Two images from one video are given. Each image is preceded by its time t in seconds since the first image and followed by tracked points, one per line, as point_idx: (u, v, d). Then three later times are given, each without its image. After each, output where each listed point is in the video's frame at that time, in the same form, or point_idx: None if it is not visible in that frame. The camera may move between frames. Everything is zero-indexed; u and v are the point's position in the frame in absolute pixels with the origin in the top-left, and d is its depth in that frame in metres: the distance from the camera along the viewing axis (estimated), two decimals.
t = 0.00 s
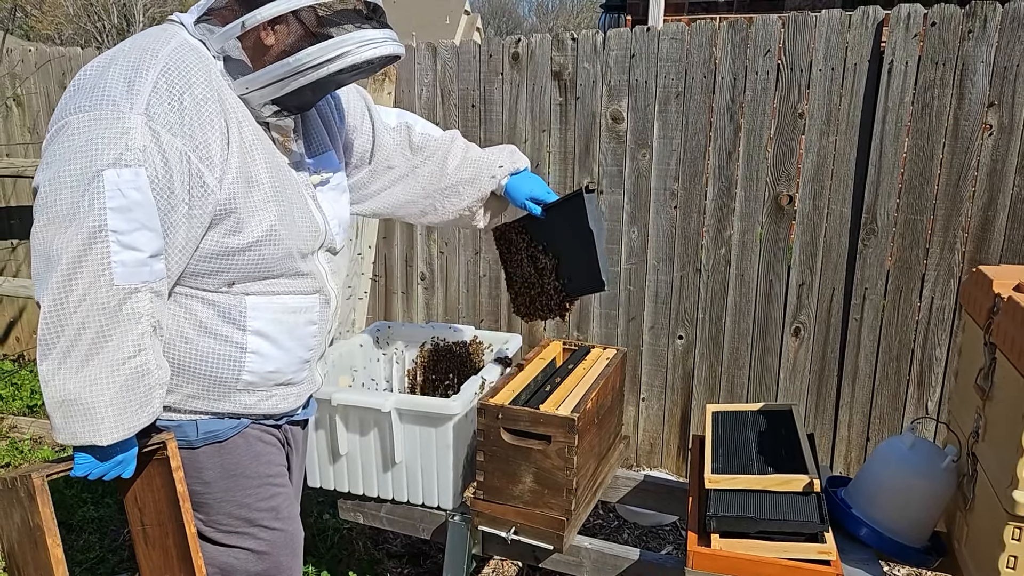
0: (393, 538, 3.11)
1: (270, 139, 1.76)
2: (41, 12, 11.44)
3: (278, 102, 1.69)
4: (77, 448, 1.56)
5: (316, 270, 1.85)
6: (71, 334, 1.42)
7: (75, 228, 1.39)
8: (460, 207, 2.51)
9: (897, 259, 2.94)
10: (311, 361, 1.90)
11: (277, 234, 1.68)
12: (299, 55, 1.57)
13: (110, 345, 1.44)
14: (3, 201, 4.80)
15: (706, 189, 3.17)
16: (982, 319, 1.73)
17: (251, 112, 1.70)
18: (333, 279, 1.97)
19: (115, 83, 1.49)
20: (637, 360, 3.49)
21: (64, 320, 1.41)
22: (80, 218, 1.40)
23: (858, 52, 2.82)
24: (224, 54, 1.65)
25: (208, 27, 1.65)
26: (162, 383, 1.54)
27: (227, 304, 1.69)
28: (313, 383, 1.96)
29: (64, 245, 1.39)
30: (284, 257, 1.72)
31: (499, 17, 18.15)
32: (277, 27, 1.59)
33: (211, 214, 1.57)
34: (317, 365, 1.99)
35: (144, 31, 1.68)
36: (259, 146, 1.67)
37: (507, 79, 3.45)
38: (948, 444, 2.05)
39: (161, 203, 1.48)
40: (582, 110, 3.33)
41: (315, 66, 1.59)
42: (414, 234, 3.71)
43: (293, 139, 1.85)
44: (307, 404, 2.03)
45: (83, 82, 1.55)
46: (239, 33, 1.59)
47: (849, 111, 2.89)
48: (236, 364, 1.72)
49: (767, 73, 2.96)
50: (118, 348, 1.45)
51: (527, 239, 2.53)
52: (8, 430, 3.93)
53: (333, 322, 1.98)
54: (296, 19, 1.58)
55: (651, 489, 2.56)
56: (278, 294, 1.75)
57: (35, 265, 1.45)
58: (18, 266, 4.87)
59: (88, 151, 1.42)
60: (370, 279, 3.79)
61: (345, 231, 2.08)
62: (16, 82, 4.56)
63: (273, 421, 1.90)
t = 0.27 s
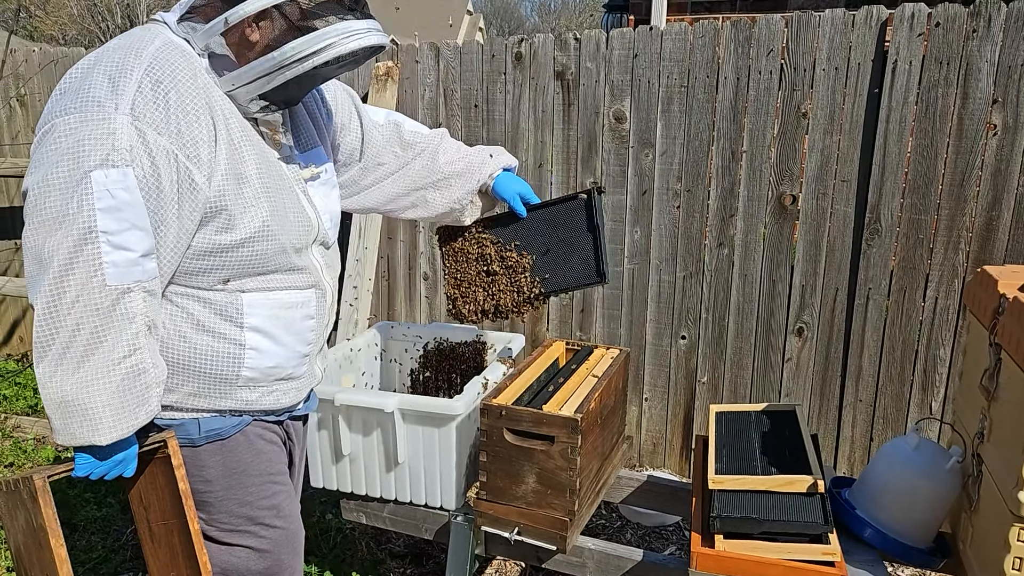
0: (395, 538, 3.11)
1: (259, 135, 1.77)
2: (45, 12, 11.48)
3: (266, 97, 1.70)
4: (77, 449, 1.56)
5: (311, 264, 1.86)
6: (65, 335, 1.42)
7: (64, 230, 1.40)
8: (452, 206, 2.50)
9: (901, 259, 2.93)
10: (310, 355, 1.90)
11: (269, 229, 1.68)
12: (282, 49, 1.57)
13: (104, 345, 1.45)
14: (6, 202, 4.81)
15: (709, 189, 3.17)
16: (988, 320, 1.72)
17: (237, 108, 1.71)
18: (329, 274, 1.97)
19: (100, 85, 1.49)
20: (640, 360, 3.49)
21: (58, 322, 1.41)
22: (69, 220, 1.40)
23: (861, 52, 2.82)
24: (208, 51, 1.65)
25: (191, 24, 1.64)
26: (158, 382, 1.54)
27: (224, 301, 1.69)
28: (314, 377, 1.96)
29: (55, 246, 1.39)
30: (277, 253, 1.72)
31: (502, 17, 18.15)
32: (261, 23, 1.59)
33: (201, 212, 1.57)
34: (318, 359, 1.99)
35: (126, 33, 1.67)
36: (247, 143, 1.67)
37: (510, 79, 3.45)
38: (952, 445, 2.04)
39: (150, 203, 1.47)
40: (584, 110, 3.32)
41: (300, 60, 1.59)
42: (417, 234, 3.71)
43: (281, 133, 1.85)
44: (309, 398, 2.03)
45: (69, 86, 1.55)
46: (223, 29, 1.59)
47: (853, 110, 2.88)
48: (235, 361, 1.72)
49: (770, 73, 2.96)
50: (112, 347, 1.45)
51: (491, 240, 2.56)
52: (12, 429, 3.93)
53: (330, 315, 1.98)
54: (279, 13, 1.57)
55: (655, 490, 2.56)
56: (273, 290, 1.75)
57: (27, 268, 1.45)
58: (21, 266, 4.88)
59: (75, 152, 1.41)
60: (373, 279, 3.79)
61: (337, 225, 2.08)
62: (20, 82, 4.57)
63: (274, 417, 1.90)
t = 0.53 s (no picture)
0: (397, 544, 3.08)
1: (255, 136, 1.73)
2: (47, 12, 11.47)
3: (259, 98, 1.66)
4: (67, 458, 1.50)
5: (309, 266, 1.82)
6: (57, 343, 1.39)
7: (56, 236, 1.37)
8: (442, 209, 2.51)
9: (909, 262, 2.89)
10: (310, 357, 1.87)
11: (266, 232, 1.65)
12: (276, 51, 1.54)
13: (97, 353, 1.41)
14: (7, 203, 4.79)
15: (715, 191, 3.13)
16: (1001, 326, 1.68)
17: (231, 109, 1.67)
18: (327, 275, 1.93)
19: (91, 88, 1.46)
20: (645, 364, 3.45)
21: (50, 330, 1.38)
22: (61, 226, 1.37)
23: (870, 52, 2.78)
24: (200, 53, 1.61)
25: (183, 26, 1.61)
26: (152, 389, 1.51)
27: (221, 305, 1.65)
28: (314, 379, 1.93)
29: (46, 253, 1.36)
30: (274, 255, 1.69)
31: (504, 17, 18.11)
32: (255, 25, 1.56)
33: (196, 216, 1.54)
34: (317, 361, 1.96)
35: (117, 34, 1.64)
36: (241, 145, 1.64)
37: (513, 79, 3.41)
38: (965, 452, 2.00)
39: (143, 208, 1.44)
40: (588, 111, 3.29)
41: (295, 60, 1.56)
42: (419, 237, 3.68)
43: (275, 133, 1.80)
44: (308, 400, 2.00)
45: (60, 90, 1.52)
46: (215, 31, 1.56)
47: (861, 111, 2.84)
48: (234, 365, 1.69)
49: (777, 73, 2.92)
50: (106, 355, 1.42)
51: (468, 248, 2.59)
52: (11, 433, 3.91)
53: (329, 316, 1.95)
54: (273, 14, 1.54)
55: (660, 497, 2.52)
56: (271, 292, 1.72)
57: (18, 275, 1.42)
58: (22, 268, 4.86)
59: (67, 157, 1.38)
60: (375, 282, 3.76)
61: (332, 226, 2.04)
62: (20, 83, 4.55)
63: (275, 422, 1.87)
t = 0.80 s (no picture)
0: (399, 546, 3.06)
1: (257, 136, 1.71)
2: (49, 12, 11.48)
3: (262, 99, 1.64)
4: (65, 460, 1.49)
5: (311, 267, 1.81)
6: (56, 345, 1.37)
7: (57, 237, 1.35)
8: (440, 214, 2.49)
9: (915, 263, 2.87)
10: (312, 358, 1.85)
11: (269, 233, 1.63)
12: (280, 52, 1.52)
13: (97, 355, 1.39)
14: (7, 203, 4.78)
15: (718, 190, 3.11)
16: (1010, 328, 1.66)
17: (233, 110, 1.64)
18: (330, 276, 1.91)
19: (94, 87, 1.44)
20: (648, 365, 3.43)
21: (50, 331, 1.36)
22: (62, 227, 1.35)
23: (875, 51, 2.75)
24: (203, 53, 1.59)
25: (185, 26, 1.59)
26: (153, 392, 1.49)
27: (224, 307, 1.64)
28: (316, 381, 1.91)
29: (47, 254, 1.34)
30: (277, 256, 1.67)
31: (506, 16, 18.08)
32: (259, 27, 1.55)
33: (199, 218, 1.52)
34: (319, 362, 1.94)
35: (120, 34, 1.62)
36: (244, 145, 1.62)
37: (515, 79, 3.39)
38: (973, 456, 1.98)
39: (146, 209, 1.43)
40: (591, 111, 3.27)
41: (299, 61, 1.54)
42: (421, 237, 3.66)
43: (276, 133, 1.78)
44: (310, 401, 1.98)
45: (63, 89, 1.50)
46: (219, 32, 1.54)
47: (866, 110, 2.82)
48: (237, 367, 1.67)
49: (781, 72, 2.90)
50: (106, 357, 1.40)
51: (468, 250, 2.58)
52: (11, 434, 3.90)
53: (331, 318, 1.93)
54: (277, 16, 1.53)
55: (664, 500, 2.50)
56: (273, 293, 1.70)
57: (19, 277, 1.40)
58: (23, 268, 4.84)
59: (69, 158, 1.36)
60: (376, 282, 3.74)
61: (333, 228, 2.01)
62: (20, 82, 4.53)
63: (277, 424, 1.85)
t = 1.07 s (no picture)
0: (401, 547, 3.06)
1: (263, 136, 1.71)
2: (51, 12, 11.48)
3: (268, 99, 1.64)
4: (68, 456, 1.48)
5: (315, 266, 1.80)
6: (60, 341, 1.36)
7: (62, 233, 1.34)
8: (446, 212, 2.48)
9: (918, 263, 2.86)
10: (315, 358, 1.84)
11: (273, 232, 1.62)
12: (287, 51, 1.52)
13: (101, 351, 1.39)
14: (8, 203, 4.77)
15: (721, 190, 3.09)
16: (1015, 328, 1.65)
17: (240, 109, 1.64)
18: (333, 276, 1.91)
19: (101, 84, 1.43)
20: (650, 365, 3.42)
21: (54, 327, 1.35)
22: (68, 223, 1.34)
23: (879, 50, 2.74)
24: (211, 51, 1.58)
25: (193, 24, 1.58)
26: (156, 389, 1.48)
27: (227, 305, 1.63)
28: (318, 381, 1.91)
29: (53, 250, 1.34)
30: (282, 255, 1.66)
31: (508, 17, 18.08)
32: (263, 21, 1.54)
33: (204, 215, 1.51)
34: (322, 362, 1.94)
35: (128, 32, 1.61)
36: (250, 143, 1.61)
37: (517, 78, 3.38)
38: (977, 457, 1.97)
39: (151, 206, 1.42)
40: (593, 111, 3.26)
41: (305, 61, 1.54)
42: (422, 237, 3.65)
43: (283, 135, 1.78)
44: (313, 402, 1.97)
45: (71, 86, 1.50)
46: (227, 29, 1.53)
47: (870, 109, 2.81)
48: (240, 365, 1.66)
49: (784, 72, 2.89)
50: (111, 354, 1.39)
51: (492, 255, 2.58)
52: (12, 434, 3.89)
53: (335, 318, 1.92)
54: (283, 13, 1.52)
55: (667, 501, 2.49)
56: (277, 292, 1.69)
57: (24, 272, 1.39)
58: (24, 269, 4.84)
59: (75, 154, 1.36)
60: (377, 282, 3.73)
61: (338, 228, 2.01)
62: (21, 82, 4.53)
63: (279, 423, 1.84)
